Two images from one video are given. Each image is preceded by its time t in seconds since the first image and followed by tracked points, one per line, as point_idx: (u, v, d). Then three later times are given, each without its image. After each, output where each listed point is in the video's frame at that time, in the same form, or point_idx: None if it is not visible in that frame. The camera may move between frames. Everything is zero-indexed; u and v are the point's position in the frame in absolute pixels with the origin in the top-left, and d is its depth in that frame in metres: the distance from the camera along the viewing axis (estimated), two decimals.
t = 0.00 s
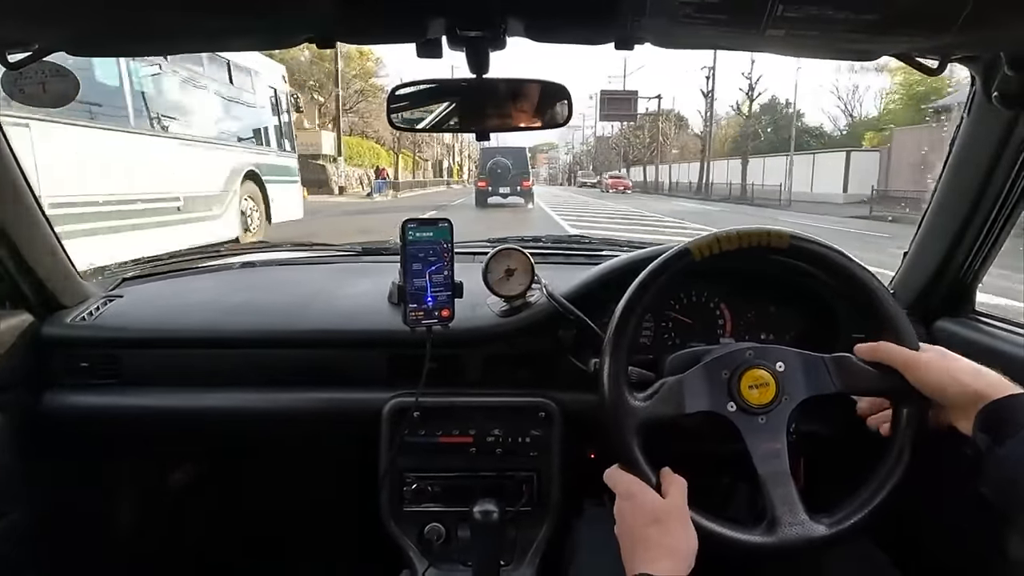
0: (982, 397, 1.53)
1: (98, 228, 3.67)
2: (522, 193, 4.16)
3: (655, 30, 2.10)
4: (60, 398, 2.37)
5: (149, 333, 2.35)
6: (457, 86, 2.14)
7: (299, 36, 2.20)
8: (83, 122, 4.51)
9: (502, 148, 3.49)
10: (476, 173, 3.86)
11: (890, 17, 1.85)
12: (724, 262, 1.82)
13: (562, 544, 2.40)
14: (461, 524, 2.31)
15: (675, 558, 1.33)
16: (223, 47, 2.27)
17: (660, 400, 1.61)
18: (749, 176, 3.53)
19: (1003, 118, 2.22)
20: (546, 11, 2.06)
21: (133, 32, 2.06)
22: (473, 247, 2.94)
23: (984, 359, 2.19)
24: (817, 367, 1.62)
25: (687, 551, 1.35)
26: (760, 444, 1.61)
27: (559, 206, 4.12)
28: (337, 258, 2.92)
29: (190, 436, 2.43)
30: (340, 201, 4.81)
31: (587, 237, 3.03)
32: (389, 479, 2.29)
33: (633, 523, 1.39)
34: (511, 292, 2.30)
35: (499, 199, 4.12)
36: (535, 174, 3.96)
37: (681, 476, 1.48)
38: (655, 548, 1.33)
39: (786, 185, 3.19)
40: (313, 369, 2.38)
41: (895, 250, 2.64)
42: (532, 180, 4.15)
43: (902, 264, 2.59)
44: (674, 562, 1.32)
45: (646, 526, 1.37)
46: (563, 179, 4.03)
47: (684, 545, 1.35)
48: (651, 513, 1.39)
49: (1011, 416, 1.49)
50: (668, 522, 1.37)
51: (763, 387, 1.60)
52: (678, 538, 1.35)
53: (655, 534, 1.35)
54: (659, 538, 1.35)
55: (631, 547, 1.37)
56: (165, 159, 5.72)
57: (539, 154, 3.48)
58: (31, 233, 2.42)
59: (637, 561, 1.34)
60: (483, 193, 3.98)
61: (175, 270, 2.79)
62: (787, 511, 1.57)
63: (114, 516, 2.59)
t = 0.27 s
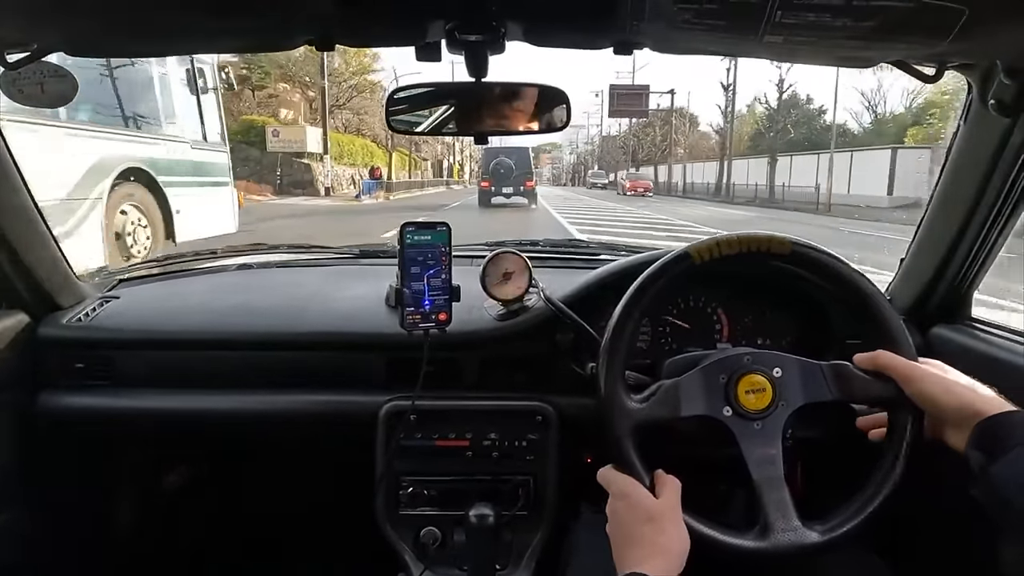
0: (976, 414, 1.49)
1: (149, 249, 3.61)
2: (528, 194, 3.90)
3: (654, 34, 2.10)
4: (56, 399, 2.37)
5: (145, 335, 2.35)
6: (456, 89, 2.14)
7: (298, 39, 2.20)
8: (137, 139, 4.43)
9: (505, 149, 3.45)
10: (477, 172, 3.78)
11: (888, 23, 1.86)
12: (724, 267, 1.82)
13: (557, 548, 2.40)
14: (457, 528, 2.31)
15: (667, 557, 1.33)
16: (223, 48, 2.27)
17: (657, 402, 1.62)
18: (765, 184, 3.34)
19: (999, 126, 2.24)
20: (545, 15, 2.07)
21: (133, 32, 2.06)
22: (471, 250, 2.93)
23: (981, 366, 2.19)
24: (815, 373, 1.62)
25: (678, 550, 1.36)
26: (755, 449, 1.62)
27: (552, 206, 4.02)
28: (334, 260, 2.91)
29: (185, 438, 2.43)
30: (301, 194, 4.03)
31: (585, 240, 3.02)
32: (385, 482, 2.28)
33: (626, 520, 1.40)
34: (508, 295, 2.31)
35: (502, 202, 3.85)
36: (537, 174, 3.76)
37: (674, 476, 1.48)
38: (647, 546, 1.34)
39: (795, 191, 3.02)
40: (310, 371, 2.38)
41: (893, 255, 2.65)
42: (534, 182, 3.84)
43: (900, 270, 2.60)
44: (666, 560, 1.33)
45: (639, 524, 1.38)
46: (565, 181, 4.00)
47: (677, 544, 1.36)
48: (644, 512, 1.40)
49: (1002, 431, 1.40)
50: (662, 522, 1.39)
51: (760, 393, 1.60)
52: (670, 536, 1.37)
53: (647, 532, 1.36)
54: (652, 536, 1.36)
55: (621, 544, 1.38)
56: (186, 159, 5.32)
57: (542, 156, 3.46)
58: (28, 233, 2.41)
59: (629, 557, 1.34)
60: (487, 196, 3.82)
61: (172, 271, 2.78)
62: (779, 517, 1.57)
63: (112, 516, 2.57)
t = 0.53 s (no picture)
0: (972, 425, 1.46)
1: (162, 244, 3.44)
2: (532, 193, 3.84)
3: (655, 33, 2.10)
4: (56, 396, 2.37)
5: (146, 332, 2.35)
6: (456, 87, 2.13)
7: (299, 37, 2.20)
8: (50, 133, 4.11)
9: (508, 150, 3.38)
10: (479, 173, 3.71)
11: (889, 23, 1.86)
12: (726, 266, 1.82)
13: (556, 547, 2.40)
14: (456, 526, 2.31)
15: (659, 551, 1.33)
16: (224, 46, 2.27)
17: (656, 396, 1.62)
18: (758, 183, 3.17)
19: (1000, 126, 2.24)
20: (547, 13, 2.07)
21: (135, 29, 2.06)
22: (472, 248, 2.94)
23: (980, 366, 2.19)
24: (814, 374, 1.63)
25: (671, 541, 1.36)
26: (752, 448, 1.62)
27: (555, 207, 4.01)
28: (335, 258, 2.91)
29: (185, 436, 2.43)
30: (280, 196, 3.91)
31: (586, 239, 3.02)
32: (385, 480, 2.29)
33: (620, 509, 1.40)
34: (509, 295, 2.31)
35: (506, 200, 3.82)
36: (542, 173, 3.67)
37: (670, 470, 1.48)
38: (640, 537, 1.35)
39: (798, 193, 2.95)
40: (310, 370, 2.38)
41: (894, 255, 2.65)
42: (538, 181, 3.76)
43: (900, 271, 2.61)
44: (656, 550, 1.33)
45: (632, 515, 1.38)
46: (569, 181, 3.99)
47: (669, 535, 1.36)
48: (638, 503, 1.40)
49: (1001, 444, 1.38)
50: (656, 513, 1.38)
51: (760, 392, 1.60)
52: (663, 528, 1.37)
53: (640, 524, 1.36)
54: (645, 527, 1.36)
55: (614, 533, 1.38)
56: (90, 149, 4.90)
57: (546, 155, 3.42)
58: (27, 230, 2.42)
59: (621, 549, 1.34)
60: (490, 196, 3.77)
61: (173, 268, 2.78)
62: (773, 517, 1.57)
63: (112, 515, 2.57)
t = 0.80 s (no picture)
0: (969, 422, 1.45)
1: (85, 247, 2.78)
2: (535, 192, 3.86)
3: (657, 33, 2.10)
4: (60, 396, 2.38)
5: (148, 333, 2.35)
6: (457, 87, 2.13)
7: (301, 37, 2.21)
8: None
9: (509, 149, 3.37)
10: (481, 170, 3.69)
11: (890, 23, 1.86)
12: (727, 266, 1.82)
13: (557, 548, 2.40)
14: (457, 526, 2.31)
15: (661, 553, 1.33)
16: (227, 46, 2.27)
17: (657, 397, 1.63)
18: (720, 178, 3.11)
19: (1003, 126, 2.24)
20: (550, 14, 2.07)
21: (138, 29, 2.06)
22: (473, 248, 2.94)
23: (982, 367, 2.19)
24: (816, 373, 1.62)
25: (674, 542, 1.36)
26: (754, 448, 1.61)
27: (559, 207, 3.99)
28: (336, 258, 2.92)
29: (187, 436, 2.43)
30: (256, 199, 3.43)
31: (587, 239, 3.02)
32: (386, 481, 2.28)
33: (621, 513, 1.40)
34: (510, 296, 2.30)
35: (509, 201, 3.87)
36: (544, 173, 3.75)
37: (673, 472, 1.48)
38: (642, 539, 1.35)
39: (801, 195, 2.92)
40: (311, 370, 2.38)
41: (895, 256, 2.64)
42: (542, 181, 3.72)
43: (900, 272, 2.60)
44: (657, 551, 1.33)
45: (634, 517, 1.38)
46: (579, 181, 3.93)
47: (672, 538, 1.36)
48: (640, 505, 1.40)
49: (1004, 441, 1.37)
50: (658, 515, 1.38)
51: (762, 393, 1.60)
52: (665, 530, 1.37)
53: (642, 526, 1.36)
54: (647, 530, 1.36)
55: (616, 535, 1.38)
56: None
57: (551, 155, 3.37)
58: (29, 229, 2.42)
59: (624, 550, 1.35)
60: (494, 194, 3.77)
61: (176, 269, 2.79)
62: (776, 517, 1.57)
63: (115, 509, 2.60)
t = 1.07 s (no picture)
0: (975, 421, 1.47)
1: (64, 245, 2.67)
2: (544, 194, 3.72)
3: (660, 34, 2.10)
4: (63, 396, 2.39)
5: (152, 333, 2.36)
6: (460, 88, 2.13)
7: (304, 38, 2.21)
8: None
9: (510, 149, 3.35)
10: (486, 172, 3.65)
11: (894, 23, 1.85)
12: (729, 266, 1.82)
13: (559, 548, 2.40)
14: (460, 527, 2.31)
15: (664, 555, 1.33)
16: (230, 47, 2.28)
17: (660, 399, 1.62)
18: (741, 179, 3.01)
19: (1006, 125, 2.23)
20: (553, 14, 2.07)
21: (140, 30, 2.07)
22: (476, 249, 2.94)
23: (986, 368, 2.18)
24: (819, 373, 1.62)
25: (677, 543, 1.36)
26: (757, 449, 1.61)
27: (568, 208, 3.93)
28: (339, 259, 2.92)
29: (191, 436, 2.44)
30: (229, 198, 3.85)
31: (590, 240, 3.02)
32: (388, 481, 2.28)
33: (625, 517, 1.40)
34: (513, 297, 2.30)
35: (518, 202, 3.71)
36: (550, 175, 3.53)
37: (677, 474, 1.48)
38: (646, 541, 1.35)
39: (807, 194, 2.90)
40: (314, 370, 2.39)
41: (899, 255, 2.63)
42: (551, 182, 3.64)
43: (902, 272, 2.59)
44: (661, 554, 1.33)
45: (638, 520, 1.38)
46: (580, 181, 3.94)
47: (676, 540, 1.36)
48: (644, 508, 1.39)
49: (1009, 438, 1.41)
50: (662, 518, 1.38)
51: (765, 393, 1.59)
52: (670, 532, 1.37)
53: (646, 528, 1.36)
54: (651, 533, 1.36)
55: (620, 537, 1.38)
56: None
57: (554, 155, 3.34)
58: (33, 230, 2.43)
59: (628, 552, 1.35)
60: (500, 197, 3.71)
61: (180, 269, 2.79)
62: (781, 517, 1.57)
63: (119, 509, 2.60)
